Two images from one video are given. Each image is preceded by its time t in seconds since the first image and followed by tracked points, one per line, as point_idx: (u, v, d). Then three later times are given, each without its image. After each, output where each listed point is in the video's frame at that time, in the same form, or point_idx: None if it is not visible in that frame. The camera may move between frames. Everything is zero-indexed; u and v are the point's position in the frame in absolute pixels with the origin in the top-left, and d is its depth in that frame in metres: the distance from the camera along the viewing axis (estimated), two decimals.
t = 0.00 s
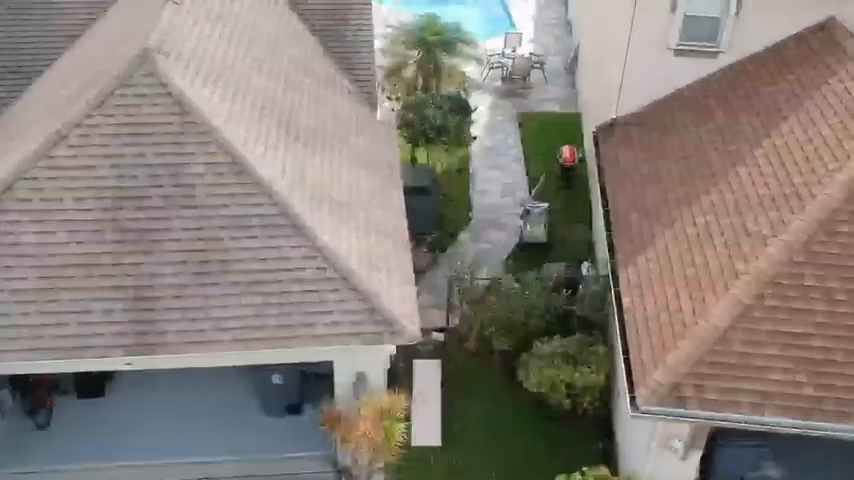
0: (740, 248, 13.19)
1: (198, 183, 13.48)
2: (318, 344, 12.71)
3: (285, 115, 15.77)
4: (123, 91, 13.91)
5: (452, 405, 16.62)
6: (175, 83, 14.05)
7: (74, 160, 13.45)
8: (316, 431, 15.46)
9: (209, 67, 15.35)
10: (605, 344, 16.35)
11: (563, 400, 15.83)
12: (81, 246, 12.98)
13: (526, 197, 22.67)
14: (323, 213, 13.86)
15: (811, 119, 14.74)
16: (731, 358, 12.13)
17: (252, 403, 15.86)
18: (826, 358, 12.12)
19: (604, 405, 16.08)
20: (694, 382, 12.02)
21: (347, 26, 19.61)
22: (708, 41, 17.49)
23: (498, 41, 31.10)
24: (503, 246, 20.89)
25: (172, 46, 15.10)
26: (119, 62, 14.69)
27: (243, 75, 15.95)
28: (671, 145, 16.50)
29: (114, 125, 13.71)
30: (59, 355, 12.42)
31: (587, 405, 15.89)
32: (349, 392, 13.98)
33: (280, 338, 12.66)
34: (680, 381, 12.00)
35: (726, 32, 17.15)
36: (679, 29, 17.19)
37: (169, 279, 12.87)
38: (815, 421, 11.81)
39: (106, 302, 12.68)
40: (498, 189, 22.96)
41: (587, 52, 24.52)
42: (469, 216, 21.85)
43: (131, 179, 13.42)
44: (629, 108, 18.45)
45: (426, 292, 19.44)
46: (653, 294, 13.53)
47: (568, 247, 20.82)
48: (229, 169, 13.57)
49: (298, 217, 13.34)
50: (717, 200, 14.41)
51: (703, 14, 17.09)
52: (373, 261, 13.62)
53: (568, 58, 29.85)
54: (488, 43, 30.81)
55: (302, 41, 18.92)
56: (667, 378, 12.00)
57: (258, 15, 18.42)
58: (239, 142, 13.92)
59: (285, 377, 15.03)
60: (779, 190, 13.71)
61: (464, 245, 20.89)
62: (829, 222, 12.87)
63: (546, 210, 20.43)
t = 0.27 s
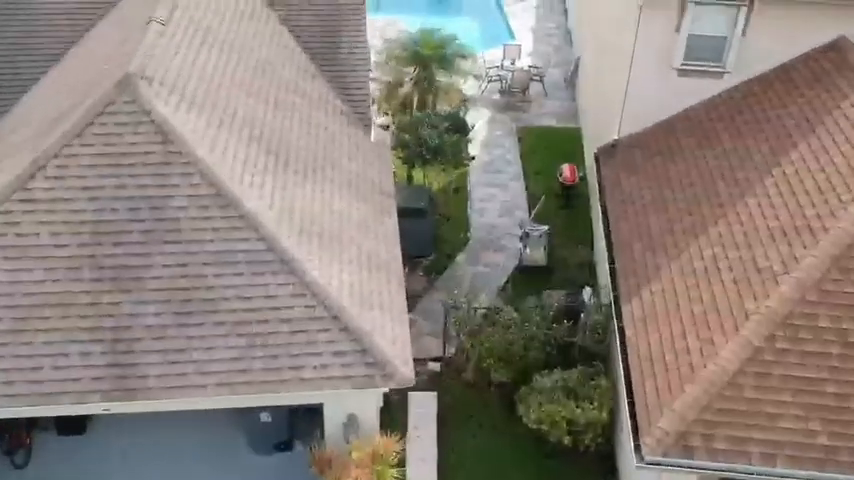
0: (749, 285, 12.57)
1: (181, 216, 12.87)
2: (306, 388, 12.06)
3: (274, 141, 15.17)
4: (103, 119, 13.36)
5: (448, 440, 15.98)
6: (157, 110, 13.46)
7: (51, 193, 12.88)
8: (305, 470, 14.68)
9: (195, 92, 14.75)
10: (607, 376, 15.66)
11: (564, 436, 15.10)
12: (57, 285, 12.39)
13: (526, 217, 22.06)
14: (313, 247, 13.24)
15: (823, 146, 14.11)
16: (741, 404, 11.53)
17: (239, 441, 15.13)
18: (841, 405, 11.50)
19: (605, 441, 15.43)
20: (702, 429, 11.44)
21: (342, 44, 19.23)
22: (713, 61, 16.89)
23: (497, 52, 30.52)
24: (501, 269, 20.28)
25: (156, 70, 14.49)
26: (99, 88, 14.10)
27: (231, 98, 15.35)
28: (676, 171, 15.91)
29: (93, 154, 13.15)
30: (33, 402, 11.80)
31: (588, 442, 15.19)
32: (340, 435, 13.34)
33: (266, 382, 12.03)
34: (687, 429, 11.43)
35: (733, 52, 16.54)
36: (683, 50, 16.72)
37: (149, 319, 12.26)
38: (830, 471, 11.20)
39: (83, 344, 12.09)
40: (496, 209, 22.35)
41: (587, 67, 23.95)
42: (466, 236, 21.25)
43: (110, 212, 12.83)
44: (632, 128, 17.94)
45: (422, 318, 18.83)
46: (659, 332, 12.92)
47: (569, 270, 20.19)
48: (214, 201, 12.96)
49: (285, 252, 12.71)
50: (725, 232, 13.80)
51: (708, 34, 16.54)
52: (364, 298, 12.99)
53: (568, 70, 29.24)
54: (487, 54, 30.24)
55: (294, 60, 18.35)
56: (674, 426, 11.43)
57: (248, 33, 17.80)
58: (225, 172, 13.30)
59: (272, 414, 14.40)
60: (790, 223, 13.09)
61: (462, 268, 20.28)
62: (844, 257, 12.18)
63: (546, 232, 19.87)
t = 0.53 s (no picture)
0: (758, 322, 12.00)
1: (164, 249, 12.31)
2: (293, 431, 11.52)
3: (263, 166, 14.62)
4: (82, 146, 12.77)
5: (443, 474, 15.42)
6: (138, 135, 12.84)
7: (28, 225, 12.32)
8: None
9: (180, 115, 14.19)
10: (610, 408, 15.02)
11: (564, 471, 14.44)
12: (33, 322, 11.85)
13: (525, 236, 21.51)
14: (301, 280, 12.68)
15: (834, 173, 13.53)
16: (750, 450, 10.96)
17: None
18: None
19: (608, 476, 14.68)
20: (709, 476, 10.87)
21: (335, 60, 18.70)
22: (718, 80, 16.33)
23: (496, 62, 30.01)
24: (500, 291, 19.72)
25: (140, 92, 13.92)
26: (79, 112, 13.53)
27: (218, 121, 14.80)
28: (680, 196, 15.36)
29: (72, 184, 12.55)
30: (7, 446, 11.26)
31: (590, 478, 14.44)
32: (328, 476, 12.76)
33: (251, 424, 11.47)
34: (693, 476, 10.86)
35: (738, 71, 15.97)
36: (687, 69, 16.17)
37: (129, 359, 11.71)
38: None
39: (60, 384, 11.55)
40: (494, 227, 21.81)
41: (587, 83, 23.42)
42: (464, 256, 20.69)
43: (89, 244, 12.26)
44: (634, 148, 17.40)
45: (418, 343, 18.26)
46: (663, 370, 12.38)
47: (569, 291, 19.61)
48: (197, 233, 12.40)
49: (271, 286, 12.13)
50: (732, 263, 13.24)
51: (712, 52, 15.99)
52: (355, 333, 12.43)
53: (568, 80, 28.70)
54: (486, 64, 29.74)
55: (285, 78, 17.81)
56: (679, 473, 10.87)
57: (237, 49, 17.24)
58: (208, 201, 12.73)
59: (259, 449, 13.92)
60: (800, 256, 12.52)
61: (459, 289, 19.72)
62: None
63: (546, 253, 19.31)
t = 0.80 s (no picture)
0: (766, 355, 11.49)
1: (146, 278, 11.80)
2: (281, 471, 11.10)
3: (252, 187, 14.10)
4: (62, 170, 12.20)
5: None
6: (120, 158, 12.28)
7: (5, 253, 11.83)
8: None
9: (166, 135, 13.67)
10: (611, 437, 14.48)
11: None
12: (11, 356, 11.39)
13: (523, 252, 21.03)
14: (291, 310, 12.20)
15: (843, 195, 12.99)
16: None
17: None
18: None
19: None
20: None
21: (329, 74, 18.20)
22: (722, 96, 15.86)
23: (495, 70, 29.61)
24: (498, 309, 19.24)
25: (124, 113, 13.36)
26: (61, 133, 13.02)
27: (205, 141, 14.28)
28: (684, 217, 14.86)
29: (51, 210, 12.03)
30: None
31: None
32: None
33: (237, 465, 11.08)
34: None
35: (744, 87, 15.48)
36: (691, 85, 15.66)
37: (110, 395, 11.26)
38: None
39: (38, 423, 11.14)
40: (492, 242, 21.33)
41: (593, 100, 23.07)
42: (461, 273, 20.20)
43: (69, 274, 11.75)
44: (636, 165, 16.90)
45: (414, 364, 17.79)
46: (668, 405, 11.91)
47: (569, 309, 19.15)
48: (182, 262, 11.89)
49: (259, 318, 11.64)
50: (737, 291, 12.75)
51: (717, 67, 15.49)
52: (346, 367, 11.97)
53: (568, 89, 28.27)
54: (485, 72, 29.37)
55: (278, 94, 17.33)
56: None
57: (228, 64, 16.72)
58: (193, 227, 12.23)
59: None
60: (808, 284, 12.00)
61: (456, 308, 19.23)
62: None
63: (546, 271, 18.85)
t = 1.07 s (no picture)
0: (776, 401, 10.82)
1: (121, 321, 11.12)
2: None
3: (236, 218, 13.45)
4: (33, 205, 11.55)
5: None
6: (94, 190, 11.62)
7: None
8: None
9: (145, 165, 13.00)
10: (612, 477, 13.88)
11: None
12: None
13: (522, 275, 20.38)
14: (274, 352, 11.53)
15: None
16: None
17: None
18: None
19: None
20: None
21: (320, 94, 17.58)
22: (729, 119, 15.19)
23: (492, 81, 29.07)
24: (496, 335, 18.56)
25: (100, 142, 12.72)
26: (33, 164, 12.35)
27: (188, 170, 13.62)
28: (688, 247, 14.19)
29: (21, 248, 11.35)
30: None
31: None
32: None
33: None
34: None
35: (751, 110, 14.85)
36: (695, 108, 15.00)
37: (81, 447, 10.58)
38: None
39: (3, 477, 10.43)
40: (490, 264, 20.69)
41: (594, 120, 22.54)
42: (457, 297, 19.54)
43: (38, 316, 11.08)
44: (638, 189, 16.23)
45: (408, 396, 17.15)
46: (674, 454, 11.27)
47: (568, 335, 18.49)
48: (158, 303, 11.25)
49: (239, 363, 11.00)
50: (746, 330, 12.13)
51: (723, 89, 14.86)
52: (333, 413, 11.32)
53: (567, 102, 27.70)
54: (483, 83, 28.85)
55: (267, 116, 16.70)
56: None
57: (213, 86, 16.10)
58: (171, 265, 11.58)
59: None
60: (821, 325, 11.35)
61: (452, 334, 18.57)
62: None
63: (544, 297, 18.16)
